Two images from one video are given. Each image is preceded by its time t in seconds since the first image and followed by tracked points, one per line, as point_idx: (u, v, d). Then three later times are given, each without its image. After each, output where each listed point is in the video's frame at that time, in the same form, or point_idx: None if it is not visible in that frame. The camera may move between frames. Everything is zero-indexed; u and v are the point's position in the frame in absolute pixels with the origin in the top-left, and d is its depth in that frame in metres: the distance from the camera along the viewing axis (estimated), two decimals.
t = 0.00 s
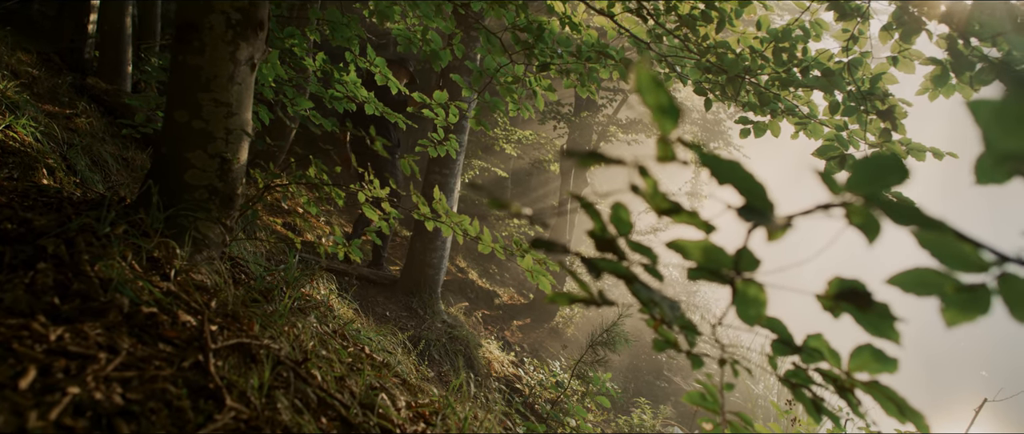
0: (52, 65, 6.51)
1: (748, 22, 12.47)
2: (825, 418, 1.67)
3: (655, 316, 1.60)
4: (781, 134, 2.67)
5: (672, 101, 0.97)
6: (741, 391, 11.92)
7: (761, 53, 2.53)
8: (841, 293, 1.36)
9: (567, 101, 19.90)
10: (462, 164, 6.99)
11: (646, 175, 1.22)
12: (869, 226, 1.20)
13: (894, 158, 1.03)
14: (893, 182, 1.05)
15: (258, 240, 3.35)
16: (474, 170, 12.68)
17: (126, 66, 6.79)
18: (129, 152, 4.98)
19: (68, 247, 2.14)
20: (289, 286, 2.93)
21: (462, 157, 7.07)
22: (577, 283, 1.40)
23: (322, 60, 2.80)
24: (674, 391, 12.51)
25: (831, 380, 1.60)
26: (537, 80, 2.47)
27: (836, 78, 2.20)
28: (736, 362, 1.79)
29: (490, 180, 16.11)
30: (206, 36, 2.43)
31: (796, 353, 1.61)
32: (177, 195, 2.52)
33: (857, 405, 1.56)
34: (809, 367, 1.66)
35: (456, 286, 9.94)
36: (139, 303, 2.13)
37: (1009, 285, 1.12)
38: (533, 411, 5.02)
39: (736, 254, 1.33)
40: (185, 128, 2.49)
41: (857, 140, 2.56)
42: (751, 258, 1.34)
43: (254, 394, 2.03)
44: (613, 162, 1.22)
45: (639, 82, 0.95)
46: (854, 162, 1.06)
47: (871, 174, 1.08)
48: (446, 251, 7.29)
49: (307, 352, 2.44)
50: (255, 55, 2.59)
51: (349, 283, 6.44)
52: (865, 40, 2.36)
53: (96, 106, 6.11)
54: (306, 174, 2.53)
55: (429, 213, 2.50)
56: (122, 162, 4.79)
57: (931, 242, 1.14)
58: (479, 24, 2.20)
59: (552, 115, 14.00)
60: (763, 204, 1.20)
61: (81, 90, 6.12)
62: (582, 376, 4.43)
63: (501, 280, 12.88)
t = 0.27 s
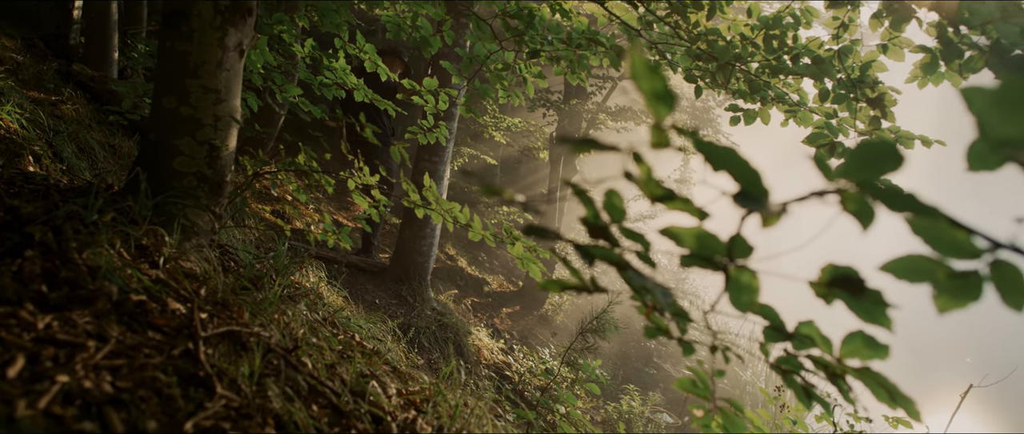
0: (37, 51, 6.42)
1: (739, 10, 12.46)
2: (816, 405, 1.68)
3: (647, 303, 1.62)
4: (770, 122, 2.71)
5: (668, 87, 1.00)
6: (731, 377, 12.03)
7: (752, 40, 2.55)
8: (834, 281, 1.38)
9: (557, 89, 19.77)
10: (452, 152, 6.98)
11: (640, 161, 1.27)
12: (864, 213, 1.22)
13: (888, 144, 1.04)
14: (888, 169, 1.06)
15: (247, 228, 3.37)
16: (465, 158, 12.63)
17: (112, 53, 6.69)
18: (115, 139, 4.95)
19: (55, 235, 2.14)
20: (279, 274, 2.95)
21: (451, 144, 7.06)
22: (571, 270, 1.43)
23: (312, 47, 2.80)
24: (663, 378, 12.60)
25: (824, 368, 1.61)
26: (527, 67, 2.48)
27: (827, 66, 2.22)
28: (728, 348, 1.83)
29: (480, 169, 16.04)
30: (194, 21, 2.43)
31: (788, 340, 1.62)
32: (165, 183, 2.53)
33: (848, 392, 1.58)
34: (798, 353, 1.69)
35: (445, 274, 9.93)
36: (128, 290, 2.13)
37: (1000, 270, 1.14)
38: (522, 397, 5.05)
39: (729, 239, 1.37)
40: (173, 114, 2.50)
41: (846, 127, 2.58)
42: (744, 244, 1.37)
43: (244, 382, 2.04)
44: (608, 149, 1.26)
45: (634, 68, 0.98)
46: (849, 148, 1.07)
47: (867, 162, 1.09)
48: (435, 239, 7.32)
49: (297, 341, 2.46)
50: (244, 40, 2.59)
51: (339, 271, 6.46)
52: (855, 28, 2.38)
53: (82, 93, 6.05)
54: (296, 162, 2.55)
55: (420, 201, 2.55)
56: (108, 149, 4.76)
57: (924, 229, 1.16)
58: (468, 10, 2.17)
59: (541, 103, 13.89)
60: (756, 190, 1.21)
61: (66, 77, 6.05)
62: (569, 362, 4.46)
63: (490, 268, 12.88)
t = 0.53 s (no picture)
0: (20, 37, 6.33)
1: None
2: (807, 391, 1.70)
3: (640, 290, 1.63)
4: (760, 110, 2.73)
5: (664, 74, 1.07)
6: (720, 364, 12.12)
7: (743, 28, 2.56)
8: (829, 268, 1.40)
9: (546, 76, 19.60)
10: (441, 140, 6.95)
11: (637, 148, 1.32)
12: (860, 200, 1.24)
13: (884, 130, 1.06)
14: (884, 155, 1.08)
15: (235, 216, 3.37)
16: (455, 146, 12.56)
17: (98, 40, 6.60)
18: (102, 127, 4.91)
19: (43, 223, 2.14)
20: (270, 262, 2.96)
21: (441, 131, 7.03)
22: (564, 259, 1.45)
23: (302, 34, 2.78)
24: (651, 364, 12.65)
25: (816, 355, 1.63)
26: (517, 55, 2.48)
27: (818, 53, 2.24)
28: (719, 336, 1.87)
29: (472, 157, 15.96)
30: (182, 8, 2.40)
31: (780, 328, 1.65)
32: (153, 171, 2.52)
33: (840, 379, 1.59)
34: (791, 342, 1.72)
35: (435, 262, 9.92)
36: (117, 279, 2.13)
37: (992, 260, 1.16)
38: (512, 385, 5.08)
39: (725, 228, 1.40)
40: (161, 101, 2.49)
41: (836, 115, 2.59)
42: (739, 232, 1.41)
43: (236, 371, 2.04)
44: (604, 137, 1.31)
45: (632, 57, 1.05)
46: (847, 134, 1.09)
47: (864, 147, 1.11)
48: (426, 226, 7.23)
49: (289, 329, 2.47)
50: (233, 27, 2.55)
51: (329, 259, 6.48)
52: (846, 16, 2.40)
53: (67, 80, 5.98)
54: (286, 149, 2.56)
55: (411, 189, 2.56)
56: (95, 137, 4.73)
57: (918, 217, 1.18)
58: None
59: (531, 90, 13.70)
60: (754, 177, 1.24)
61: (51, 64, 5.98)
62: (557, 351, 4.49)
63: (479, 257, 12.88)
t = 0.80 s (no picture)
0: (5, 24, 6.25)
1: None
2: (799, 379, 1.72)
3: (633, 278, 1.63)
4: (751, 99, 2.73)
5: (661, 63, 1.03)
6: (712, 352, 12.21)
7: (735, 17, 2.59)
8: (822, 257, 1.38)
9: (535, 64, 19.43)
10: (431, 128, 6.94)
11: (633, 137, 1.28)
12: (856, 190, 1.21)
13: (883, 119, 1.03)
14: (882, 145, 1.05)
15: (225, 205, 3.37)
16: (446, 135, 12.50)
17: (85, 27, 6.52)
18: (89, 115, 4.88)
19: (33, 213, 2.14)
20: (260, 251, 2.97)
21: (431, 119, 7.01)
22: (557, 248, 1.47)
23: (292, 22, 2.76)
24: (640, 352, 12.70)
25: (808, 343, 1.64)
26: (508, 44, 2.49)
27: (808, 43, 2.28)
28: (712, 324, 1.89)
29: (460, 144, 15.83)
30: None
31: (774, 316, 1.61)
32: (143, 160, 2.52)
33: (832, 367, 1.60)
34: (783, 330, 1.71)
35: (425, 251, 9.92)
36: (108, 268, 2.14)
37: (988, 248, 1.15)
38: (503, 373, 5.11)
39: (720, 216, 1.39)
40: (150, 89, 2.48)
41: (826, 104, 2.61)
42: (734, 221, 1.39)
43: (228, 360, 2.05)
44: (600, 125, 1.28)
45: (629, 44, 1.00)
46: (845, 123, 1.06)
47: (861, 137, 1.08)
48: (415, 215, 7.19)
49: (281, 318, 2.49)
50: (222, 15, 2.53)
51: (319, 249, 6.54)
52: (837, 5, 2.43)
53: (53, 68, 5.92)
54: (277, 138, 2.56)
55: (401, 178, 2.57)
56: (82, 125, 4.71)
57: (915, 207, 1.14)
58: None
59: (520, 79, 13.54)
60: (749, 167, 1.22)
61: (37, 51, 5.91)
62: (545, 339, 4.52)
63: (470, 246, 12.90)
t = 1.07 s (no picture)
0: None
1: None
2: (791, 368, 1.73)
3: (626, 269, 1.64)
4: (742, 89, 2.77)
5: (657, 53, 1.05)
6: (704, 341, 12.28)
7: (727, 8, 2.60)
8: (817, 247, 1.38)
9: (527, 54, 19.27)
10: (422, 119, 6.91)
11: (629, 127, 1.30)
12: (852, 181, 1.21)
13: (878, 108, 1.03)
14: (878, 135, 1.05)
15: (214, 195, 3.37)
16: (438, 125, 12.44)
17: (71, 15, 6.45)
18: (76, 105, 4.85)
19: (21, 203, 2.13)
20: (250, 242, 2.97)
21: (422, 109, 6.99)
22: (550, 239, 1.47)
23: (281, 11, 2.75)
24: (631, 341, 12.73)
25: (801, 333, 1.64)
26: (500, 34, 2.48)
27: (799, 34, 2.31)
28: (705, 314, 1.90)
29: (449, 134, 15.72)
30: None
31: (767, 306, 1.61)
32: (132, 150, 2.51)
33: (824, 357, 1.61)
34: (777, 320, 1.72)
35: (415, 241, 9.90)
36: (98, 259, 2.14)
37: (982, 239, 1.15)
38: (493, 363, 5.13)
39: (714, 207, 1.39)
40: (139, 79, 2.47)
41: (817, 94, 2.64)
42: (729, 212, 1.40)
43: (221, 352, 2.06)
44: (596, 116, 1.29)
45: (625, 35, 1.02)
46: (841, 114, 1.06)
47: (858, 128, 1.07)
48: (406, 206, 7.18)
49: (273, 309, 2.50)
50: (212, 4, 2.51)
51: (308, 239, 6.54)
52: None
53: (40, 57, 5.86)
54: (267, 128, 2.55)
55: (392, 168, 2.56)
56: (70, 114, 4.68)
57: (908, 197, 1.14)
58: None
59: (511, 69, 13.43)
60: (747, 157, 1.22)
61: (23, 40, 5.85)
62: (535, 329, 4.53)
63: (459, 235, 12.90)
